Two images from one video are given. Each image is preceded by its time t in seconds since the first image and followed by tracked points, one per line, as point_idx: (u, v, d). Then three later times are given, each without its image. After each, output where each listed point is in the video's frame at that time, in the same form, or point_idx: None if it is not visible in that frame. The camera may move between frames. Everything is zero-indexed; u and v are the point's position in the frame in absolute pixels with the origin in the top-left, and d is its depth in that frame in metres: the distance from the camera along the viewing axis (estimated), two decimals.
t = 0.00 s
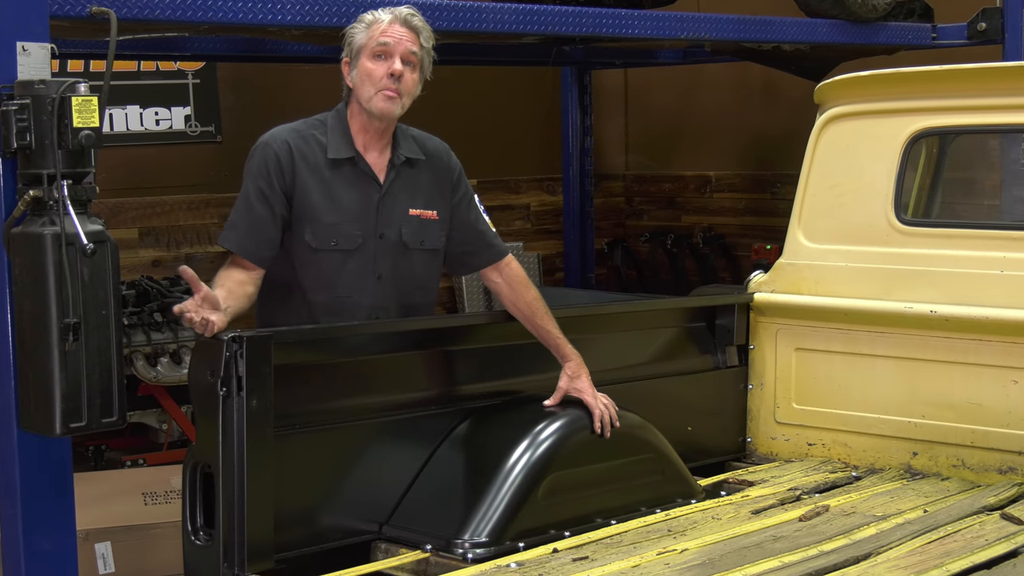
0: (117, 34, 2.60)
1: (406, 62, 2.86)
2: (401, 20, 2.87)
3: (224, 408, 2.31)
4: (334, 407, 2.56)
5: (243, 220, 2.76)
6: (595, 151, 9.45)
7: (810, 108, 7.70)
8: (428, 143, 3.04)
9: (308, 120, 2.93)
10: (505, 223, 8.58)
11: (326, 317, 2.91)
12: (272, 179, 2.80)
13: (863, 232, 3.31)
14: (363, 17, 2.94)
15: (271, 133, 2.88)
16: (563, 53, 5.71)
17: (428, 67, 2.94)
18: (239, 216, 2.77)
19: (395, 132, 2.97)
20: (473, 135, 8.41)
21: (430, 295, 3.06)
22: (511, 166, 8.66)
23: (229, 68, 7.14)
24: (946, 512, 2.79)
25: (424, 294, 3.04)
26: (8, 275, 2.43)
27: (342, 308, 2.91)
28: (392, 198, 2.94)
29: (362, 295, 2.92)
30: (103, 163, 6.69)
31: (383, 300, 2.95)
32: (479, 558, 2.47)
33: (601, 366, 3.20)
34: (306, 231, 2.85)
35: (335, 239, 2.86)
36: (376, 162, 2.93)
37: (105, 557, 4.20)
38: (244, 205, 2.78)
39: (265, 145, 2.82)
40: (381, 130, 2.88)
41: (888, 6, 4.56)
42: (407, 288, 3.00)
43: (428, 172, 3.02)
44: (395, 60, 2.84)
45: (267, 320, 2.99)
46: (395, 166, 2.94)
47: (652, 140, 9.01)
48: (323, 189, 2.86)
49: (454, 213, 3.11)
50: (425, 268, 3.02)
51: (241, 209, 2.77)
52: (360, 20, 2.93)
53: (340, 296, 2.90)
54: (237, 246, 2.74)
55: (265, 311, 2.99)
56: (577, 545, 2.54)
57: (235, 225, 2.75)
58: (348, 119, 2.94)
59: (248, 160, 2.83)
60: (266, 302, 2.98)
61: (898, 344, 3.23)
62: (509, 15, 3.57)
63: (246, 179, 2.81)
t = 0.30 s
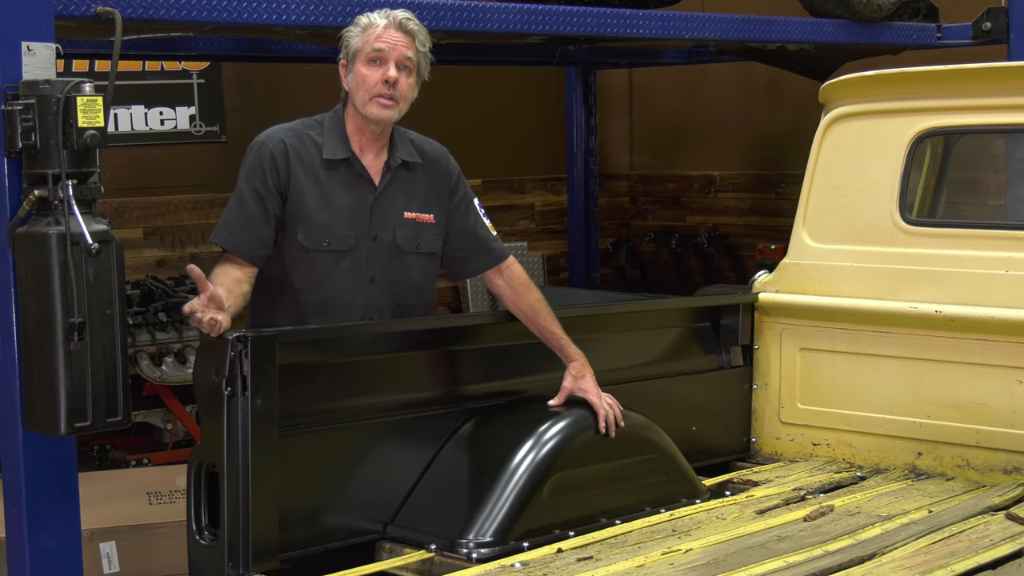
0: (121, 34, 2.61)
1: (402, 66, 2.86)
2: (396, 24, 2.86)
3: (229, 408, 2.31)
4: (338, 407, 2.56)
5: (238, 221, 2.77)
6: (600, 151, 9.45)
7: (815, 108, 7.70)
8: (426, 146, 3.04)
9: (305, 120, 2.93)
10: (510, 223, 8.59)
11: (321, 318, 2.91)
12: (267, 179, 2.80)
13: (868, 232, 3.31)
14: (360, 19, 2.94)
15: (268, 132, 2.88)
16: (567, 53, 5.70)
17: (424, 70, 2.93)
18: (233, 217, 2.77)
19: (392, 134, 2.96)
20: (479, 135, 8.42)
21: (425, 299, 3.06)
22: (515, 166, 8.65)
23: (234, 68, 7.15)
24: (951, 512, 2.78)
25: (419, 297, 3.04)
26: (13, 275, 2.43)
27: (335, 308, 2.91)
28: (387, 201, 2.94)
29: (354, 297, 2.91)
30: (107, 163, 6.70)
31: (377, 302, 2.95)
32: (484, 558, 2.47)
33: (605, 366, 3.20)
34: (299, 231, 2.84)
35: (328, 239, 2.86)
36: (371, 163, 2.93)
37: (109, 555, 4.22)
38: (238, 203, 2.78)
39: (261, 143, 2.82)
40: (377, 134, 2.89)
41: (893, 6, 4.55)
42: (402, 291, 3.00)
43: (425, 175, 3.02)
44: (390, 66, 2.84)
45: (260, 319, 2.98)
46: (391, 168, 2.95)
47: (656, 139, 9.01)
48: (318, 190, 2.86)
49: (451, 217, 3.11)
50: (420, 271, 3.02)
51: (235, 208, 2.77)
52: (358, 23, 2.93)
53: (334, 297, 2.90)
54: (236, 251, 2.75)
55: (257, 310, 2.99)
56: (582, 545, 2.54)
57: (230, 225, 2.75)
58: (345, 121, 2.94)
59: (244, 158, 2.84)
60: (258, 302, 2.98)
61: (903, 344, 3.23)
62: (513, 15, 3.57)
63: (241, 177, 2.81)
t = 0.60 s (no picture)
0: (124, 34, 2.61)
1: (405, 67, 2.88)
2: (401, 26, 2.88)
3: (232, 408, 2.31)
4: (340, 407, 2.56)
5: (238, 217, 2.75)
6: (603, 151, 9.44)
7: (818, 108, 7.69)
8: (423, 147, 3.04)
9: (304, 123, 2.93)
10: (512, 223, 8.58)
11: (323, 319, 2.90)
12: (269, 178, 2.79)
13: (871, 232, 3.31)
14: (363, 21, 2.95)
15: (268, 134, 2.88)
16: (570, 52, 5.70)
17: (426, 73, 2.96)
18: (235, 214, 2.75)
19: (391, 135, 2.97)
20: (481, 135, 8.42)
21: (427, 301, 3.06)
22: (518, 166, 8.65)
23: (237, 68, 7.15)
24: (955, 512, 2.78)
25: (420, 297, 3.04)
26: (17, 275, 2.44)
27: (336, 308, 2.90)
28: (387, 202, 2.94)
29: (356, 298, 2.91)
30: (110, 163, 6.70)
31: (378, 302, 2.95)
32: (486, 558, 2.47)
33: (607, 365, 3.20)
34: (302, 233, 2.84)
35: (331, 240, 2.86)
36: (371, 164, 2.93)
37: (111, 556, 4.20)
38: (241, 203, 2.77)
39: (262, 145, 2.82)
40: (378, 134, 2.89)
41: (896, 6, 4.55)
42: (403, 292, 3.00)
43: (423, 176, 3.02)
44: (394, 66, 2.85)
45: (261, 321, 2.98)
46: (391, 169, 2.95)
47: (659, 140, 9.01)
48: (319, 191, 2.86)
49: (450, 216, 3.11)
50: (420, 271, 3.02)
51: (236, 209, 2.75)
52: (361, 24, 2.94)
53: (335, 298, 2.90)
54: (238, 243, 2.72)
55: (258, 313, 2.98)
56: (584, 545, 2.54)
57: (232, 225, 2.74)
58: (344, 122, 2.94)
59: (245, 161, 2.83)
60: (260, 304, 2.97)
61: (906, 343, 3.22)
62: (516, 15, 3.57)
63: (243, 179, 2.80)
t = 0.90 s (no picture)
0: (127, 34, 2.61)
1: (410, 88, 2.85)
2: (413, 47, 2.83)
3: (234, 408, 2.31)
4: (343, 407, 2.56)
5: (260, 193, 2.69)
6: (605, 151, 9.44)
7: (820, 108, 7.68)
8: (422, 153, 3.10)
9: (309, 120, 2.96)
10: (515, 223, 8.57)
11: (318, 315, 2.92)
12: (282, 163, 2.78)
13: (874, 232, 3.30)
14: (379, 25, 2.88)
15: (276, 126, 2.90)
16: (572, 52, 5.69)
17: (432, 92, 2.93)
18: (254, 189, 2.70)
19: (392, 141, 3.02)
20: (483, 135, 8.42)
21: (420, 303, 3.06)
22: (520, 166, 8.64)
23: (239, 68, 7.15)
24: (957, 512, 2.78)
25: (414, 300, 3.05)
26: (19, 275, 2.44)
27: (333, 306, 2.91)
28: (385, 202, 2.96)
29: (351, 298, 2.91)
30: (113, 164, 6.70)
31: (374, 302, 2.95)
32: (489, 558, 2.47)
33: (610, 365, 3.20)
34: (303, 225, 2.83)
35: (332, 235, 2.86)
36: (370, 167, 2.99)
37: (114, 556, 4.19)
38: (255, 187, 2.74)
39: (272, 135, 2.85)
40: (375, 144, 2.92)
41: (899, 6, 4.54)
42: (397, 293, 3.00)
43: (422, 181, 3.07)
44: (398, 88, 2.82)
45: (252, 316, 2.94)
46: (390, 173, 3.01)
47: (662, 140, 9.00)
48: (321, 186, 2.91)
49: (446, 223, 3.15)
50: (415, 274, 3.02)
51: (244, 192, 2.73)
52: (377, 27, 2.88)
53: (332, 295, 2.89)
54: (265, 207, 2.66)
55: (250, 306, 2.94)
56: (587, 545, 2.54)
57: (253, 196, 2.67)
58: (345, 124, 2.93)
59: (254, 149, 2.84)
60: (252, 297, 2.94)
61: (908, 343, 3.22)
62: (519, 15, 3.56)
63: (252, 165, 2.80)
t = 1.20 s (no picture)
0: (130, 34, 2.61)
1: (424, 98, 2.85)
2: (428, 56, 2.84)
3: (237, 408, 2.31)
4: (345, 407, 2.56)
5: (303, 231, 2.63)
6: (608, 151, 9.44)
7: (823, 108, 7.67)
8: (424, 153, 3.04)
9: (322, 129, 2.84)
10: (517, 223, 8.57)
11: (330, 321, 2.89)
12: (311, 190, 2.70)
13: (876, 232, 3.30)
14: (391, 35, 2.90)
15: (293, 141, 2.77)
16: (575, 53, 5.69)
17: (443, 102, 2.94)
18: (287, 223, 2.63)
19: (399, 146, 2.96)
20: (486, 135, 8.42)
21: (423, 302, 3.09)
22: (523, 166, 8.64)
23: (242, 68, 7.15)
24: (960, 513, 2.77)
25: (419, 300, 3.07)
26: (22, 275, 2.44)
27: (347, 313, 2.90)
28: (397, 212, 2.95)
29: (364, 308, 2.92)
30: (116, 164, 6.71)
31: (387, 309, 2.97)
32: (491, 558, 2.47)
33: (612, 365, 3.19)
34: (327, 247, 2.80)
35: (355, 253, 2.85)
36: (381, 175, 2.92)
37: (117, 556, 4.18)
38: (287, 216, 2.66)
39: (296, 156, 2.73)
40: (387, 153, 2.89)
41: (902, 6, 4.54)
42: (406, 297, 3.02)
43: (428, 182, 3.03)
44: (414, 97, 2.83)
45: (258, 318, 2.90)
46: (399, 180, 2.95)
47: (664, 139, 9.00)
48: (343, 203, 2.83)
49: (446, 223, 3.12)
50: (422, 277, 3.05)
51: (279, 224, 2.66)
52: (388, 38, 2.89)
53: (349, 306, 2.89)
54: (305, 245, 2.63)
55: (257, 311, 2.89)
56: (589, 545, 2.54)
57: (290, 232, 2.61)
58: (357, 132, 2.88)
59: (273, 171, 2.72)
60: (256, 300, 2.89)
61: (911, 343, 3.22)
62: (521, 15, 3.56)
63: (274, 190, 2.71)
